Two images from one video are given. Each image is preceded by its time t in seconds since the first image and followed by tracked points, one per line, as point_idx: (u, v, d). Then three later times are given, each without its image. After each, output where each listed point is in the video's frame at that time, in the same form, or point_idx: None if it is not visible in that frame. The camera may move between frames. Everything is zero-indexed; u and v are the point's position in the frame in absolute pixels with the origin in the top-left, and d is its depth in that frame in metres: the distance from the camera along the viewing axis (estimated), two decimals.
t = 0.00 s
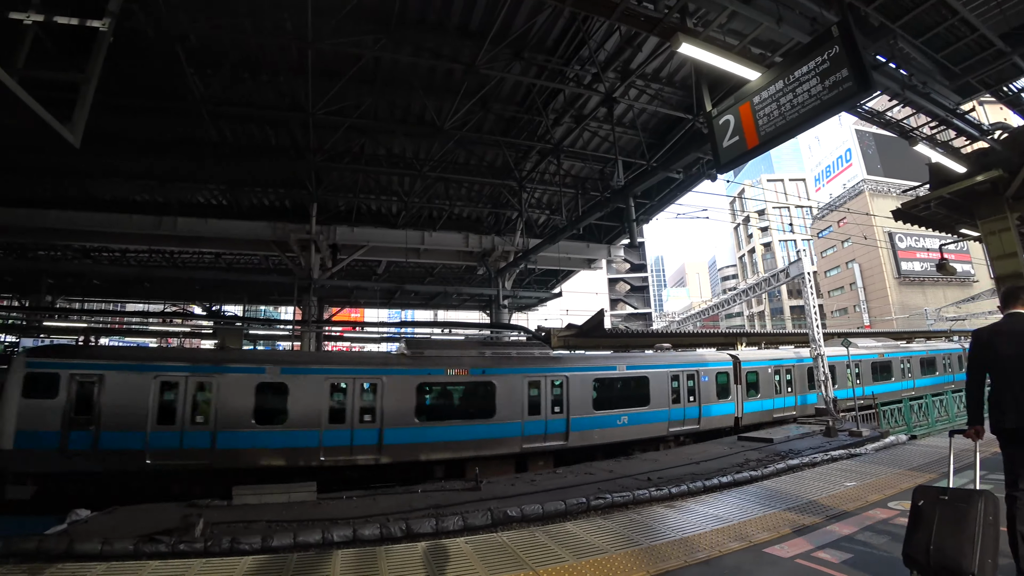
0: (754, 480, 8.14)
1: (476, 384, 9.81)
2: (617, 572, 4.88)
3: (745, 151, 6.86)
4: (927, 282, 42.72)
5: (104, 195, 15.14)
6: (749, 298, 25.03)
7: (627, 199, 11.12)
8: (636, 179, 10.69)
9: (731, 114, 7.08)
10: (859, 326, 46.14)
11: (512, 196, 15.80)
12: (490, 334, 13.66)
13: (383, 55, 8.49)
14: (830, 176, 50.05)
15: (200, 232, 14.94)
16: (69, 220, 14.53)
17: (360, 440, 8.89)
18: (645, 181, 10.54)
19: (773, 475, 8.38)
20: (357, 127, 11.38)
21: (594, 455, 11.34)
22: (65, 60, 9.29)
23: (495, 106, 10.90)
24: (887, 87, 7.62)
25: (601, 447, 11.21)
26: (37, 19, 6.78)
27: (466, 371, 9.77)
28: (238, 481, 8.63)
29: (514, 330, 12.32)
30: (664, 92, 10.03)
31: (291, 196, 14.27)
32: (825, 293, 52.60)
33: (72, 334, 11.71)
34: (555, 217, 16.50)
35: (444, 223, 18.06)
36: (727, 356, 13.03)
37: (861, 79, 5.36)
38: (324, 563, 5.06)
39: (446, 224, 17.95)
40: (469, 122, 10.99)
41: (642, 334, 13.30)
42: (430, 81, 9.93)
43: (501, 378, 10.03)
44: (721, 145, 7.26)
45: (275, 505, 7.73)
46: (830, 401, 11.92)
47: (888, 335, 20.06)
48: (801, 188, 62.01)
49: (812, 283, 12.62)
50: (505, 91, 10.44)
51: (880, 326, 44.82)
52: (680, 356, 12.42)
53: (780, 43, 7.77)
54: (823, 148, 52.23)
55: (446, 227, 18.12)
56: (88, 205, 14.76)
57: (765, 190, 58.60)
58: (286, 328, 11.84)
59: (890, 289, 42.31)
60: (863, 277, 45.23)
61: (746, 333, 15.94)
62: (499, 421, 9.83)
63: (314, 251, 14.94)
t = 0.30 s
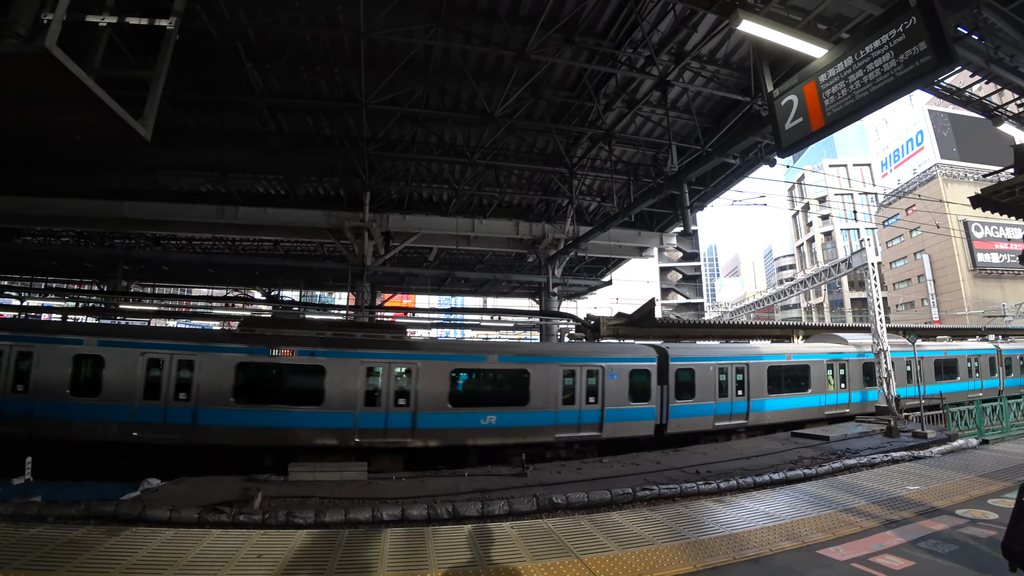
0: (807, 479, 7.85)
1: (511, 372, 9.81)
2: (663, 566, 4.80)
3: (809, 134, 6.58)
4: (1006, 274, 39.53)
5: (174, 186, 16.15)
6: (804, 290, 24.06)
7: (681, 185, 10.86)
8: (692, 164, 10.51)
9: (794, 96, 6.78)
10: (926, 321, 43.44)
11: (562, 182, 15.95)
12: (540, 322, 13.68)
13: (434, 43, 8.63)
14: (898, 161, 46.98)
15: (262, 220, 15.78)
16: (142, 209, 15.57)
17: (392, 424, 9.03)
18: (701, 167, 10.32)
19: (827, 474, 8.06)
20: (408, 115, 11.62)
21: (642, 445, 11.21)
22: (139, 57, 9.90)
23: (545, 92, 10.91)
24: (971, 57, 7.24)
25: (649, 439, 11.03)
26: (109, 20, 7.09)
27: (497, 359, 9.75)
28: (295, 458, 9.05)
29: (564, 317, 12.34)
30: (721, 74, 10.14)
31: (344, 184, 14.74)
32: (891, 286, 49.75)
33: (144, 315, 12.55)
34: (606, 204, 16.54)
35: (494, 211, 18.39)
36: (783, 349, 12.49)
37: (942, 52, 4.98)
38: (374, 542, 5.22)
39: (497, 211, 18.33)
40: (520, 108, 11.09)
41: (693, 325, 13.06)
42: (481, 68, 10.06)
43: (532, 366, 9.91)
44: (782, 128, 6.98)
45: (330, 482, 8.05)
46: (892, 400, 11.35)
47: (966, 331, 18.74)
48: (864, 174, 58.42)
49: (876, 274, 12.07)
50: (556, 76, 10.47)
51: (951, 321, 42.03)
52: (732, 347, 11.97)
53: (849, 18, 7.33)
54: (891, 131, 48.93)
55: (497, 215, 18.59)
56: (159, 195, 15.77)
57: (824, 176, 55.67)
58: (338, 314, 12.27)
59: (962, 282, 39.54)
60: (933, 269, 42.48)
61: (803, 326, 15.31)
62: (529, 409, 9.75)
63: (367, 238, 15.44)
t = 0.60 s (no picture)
0: (843, 474, 7.65)
1: (535, 361, 9.69)
2: (694, 558, 4.76)
3: (854, 115, 6.36)
4: None
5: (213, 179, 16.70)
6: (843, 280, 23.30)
7: (715, 171, 10.66)
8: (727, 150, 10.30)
9: (837, 76, 6.54)
10: (973, 313, 41.61)
11: (594, 169, 15.84)
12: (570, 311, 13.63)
13: (464, 32, 8.68)
14: (945, 145, 44.70)
15: (297, 212, 16.23)
16: (182, 202, 16.15)
17: (412, 411, 9.18)
18: (736, 152, 10.10)
19: (865, 470, 7.82)
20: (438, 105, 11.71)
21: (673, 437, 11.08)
22: (179, 55, 10.23)
23: (576, 78, 10.84)
24: None
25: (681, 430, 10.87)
26: (149, 19, 7.29)
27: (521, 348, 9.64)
28: (330, 443, 9.31)
29: (596, 306, 12.29)
30: (759, 55, 9.87)
31: (377, 175, 14.96)
32: (936, 276, 47.72)
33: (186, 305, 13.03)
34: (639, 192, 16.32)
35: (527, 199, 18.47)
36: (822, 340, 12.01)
37: (999, 25, 4.70)
38: (405, 526, 5.33)
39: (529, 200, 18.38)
40: (551, 95, 11.07)
41: (727, 314, 12.84)
42: (511, 55, 10.08)
43: (560, 356, 9.73)
44: (824, 110, 6.76)
45: (363, 468, 8.25)
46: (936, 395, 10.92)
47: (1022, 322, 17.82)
48: (909, 158, 55.78)
49: (918, 263, 11.72)
50: (588, 62, 10.41)
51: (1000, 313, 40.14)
52: (771, 338, 11.40)
53: None
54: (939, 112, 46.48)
55: (529, 203, 18.70)
56: (198, 188, 16.33)
57: (865, 161, 53.43)
58: (371, 302, 12.47)
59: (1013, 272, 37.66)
60: (982, 258, 40.56)
61: (842, 316, 14.83)
62: (559, 399, 9.61)
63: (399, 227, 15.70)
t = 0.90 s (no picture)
0: (869, 468, 7.50)
1: (548, 354, 9.61)
2: (717, 552, 4.73)
3: (881, 99, 6.18)
4: None
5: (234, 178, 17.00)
6: (869, 270, 22.78)
7: (735, 160, 10.48)
8: (747, 138, 10.11)
9: (862, 59, 6.36)
10: (1005, 302, 40.37)
11: (612, 160, 15.72)
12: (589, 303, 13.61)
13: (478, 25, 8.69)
14: (974, 129, 43.26)
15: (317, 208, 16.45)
16: (204, 201, 16.48)
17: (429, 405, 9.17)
18: (756, 140, 9.90)
19: (892, 463, 7.67)
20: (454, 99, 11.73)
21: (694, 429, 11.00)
22: (198, 56, 10.40)
23: (593, 69, 10.76)
24: None
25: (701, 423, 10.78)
26: (169, 20, 7.37)
27: (534, 341, 9.60)
28: (351, 436, 9.45)
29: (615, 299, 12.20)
30: (779, 41, 9.65)
31: (394, 170, 15.06)
32: (964, 264, 46.36)
33: (210, 302, 13.28)
34: (658, 182, 16.12)
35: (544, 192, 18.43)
36: (846, 331, 11.73)
37: None
38: (428, 518, 5.39)
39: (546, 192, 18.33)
40: (567, 87, 11.01)
41: (749, 305, 12.65)
42: (526, 47, 10.05)
43: (574, 348, 9.66)
44: (849, 95, 6.58)
45: (384, 460, 8.35)
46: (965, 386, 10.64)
47: None
48: (936, 144, 54.13)
49: (947, 253, 11.38)
50: (604, 52, 10.33)
51: None
52: (786, 329, 11.19)
53: None
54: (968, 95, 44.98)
55: (546, 195, 18.67)
56: (219, 187, 16.65)
57: (889, 148, 52.05)
58: (390, 297, 12.58)
59: None
60: (1013, 245, 39.30)
61: (868, 306, 14.49)
62: (570, 391, 9.54)
63: (417, 222, 15.82)
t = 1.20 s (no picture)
0: (896, 468, 7.32)
1: (560, 350, 9.58)
2: (739, 551, 4.67)
3: (910, 90, 6.01)
4: None
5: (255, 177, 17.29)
6: (895, 265, 22.21)
7: (756, 154, 10.30)
8: (768, 131, 9.92)
9: (890, 49, 6.19)
10: None
11: (630, 155, 15.57)
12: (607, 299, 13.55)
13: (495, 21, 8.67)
14: (1004, 119, 41.86)
15: (336, 206, 16.66)
16: (226, 200, 16.80)
17: (440, 400, 9.25)
18: (778, 134, 9.71)
19: (920, 463, 7.48)
20: (470, 96, 11.74)
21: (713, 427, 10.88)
22: (218, 57, 10.57)
23: (609, 63, 10.67)
24: None
25: (720, 420, 10.66)
26: (189, 23, 7.45)
27: (545, 337, 9.60)
28: (370, 431, 9.55)
29: (634, 296, 12.11)
30: (800, 31, 9.44)
31: (412, 168, 15.13)
32: (993, 259, 44.95)
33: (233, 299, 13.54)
34: (676, 177, 15.94)
35: (562, 188, 18.35)
36: (870, 328, 11.48)
37: None
38: (448, 515, 5.42)
39: (564, 188, 18.26)
40: (584, 81, 10.94)
41: (771, 301, 12.45)
42: (543, 42, 10.01)
43: (586, 344, 9.64)
44: (876, 86, 6.42)
45: (403, 456, 8.42)
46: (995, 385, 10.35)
47: None
48: (964, 134, 52.51)
49: (976, 247, 11.05)
50: (621, 45, 10.23)
51: None
52: (804, 326, 10.94)
53: None
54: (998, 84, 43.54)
55: (564, 191, 18.60)
56: (240, 186, 16.96)
57: (914, 139, 50.70)
58: (408, 294, 12.65)
59: None
60: None
61: (893, 302, 14.15)
62: (580, 387, 9.53)
63: (435, 219, 15.94)
